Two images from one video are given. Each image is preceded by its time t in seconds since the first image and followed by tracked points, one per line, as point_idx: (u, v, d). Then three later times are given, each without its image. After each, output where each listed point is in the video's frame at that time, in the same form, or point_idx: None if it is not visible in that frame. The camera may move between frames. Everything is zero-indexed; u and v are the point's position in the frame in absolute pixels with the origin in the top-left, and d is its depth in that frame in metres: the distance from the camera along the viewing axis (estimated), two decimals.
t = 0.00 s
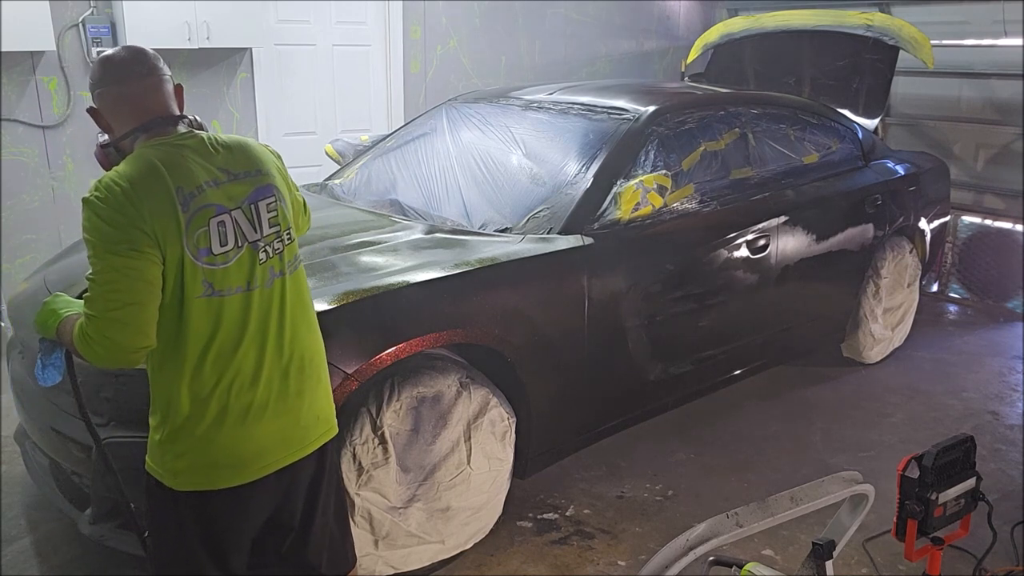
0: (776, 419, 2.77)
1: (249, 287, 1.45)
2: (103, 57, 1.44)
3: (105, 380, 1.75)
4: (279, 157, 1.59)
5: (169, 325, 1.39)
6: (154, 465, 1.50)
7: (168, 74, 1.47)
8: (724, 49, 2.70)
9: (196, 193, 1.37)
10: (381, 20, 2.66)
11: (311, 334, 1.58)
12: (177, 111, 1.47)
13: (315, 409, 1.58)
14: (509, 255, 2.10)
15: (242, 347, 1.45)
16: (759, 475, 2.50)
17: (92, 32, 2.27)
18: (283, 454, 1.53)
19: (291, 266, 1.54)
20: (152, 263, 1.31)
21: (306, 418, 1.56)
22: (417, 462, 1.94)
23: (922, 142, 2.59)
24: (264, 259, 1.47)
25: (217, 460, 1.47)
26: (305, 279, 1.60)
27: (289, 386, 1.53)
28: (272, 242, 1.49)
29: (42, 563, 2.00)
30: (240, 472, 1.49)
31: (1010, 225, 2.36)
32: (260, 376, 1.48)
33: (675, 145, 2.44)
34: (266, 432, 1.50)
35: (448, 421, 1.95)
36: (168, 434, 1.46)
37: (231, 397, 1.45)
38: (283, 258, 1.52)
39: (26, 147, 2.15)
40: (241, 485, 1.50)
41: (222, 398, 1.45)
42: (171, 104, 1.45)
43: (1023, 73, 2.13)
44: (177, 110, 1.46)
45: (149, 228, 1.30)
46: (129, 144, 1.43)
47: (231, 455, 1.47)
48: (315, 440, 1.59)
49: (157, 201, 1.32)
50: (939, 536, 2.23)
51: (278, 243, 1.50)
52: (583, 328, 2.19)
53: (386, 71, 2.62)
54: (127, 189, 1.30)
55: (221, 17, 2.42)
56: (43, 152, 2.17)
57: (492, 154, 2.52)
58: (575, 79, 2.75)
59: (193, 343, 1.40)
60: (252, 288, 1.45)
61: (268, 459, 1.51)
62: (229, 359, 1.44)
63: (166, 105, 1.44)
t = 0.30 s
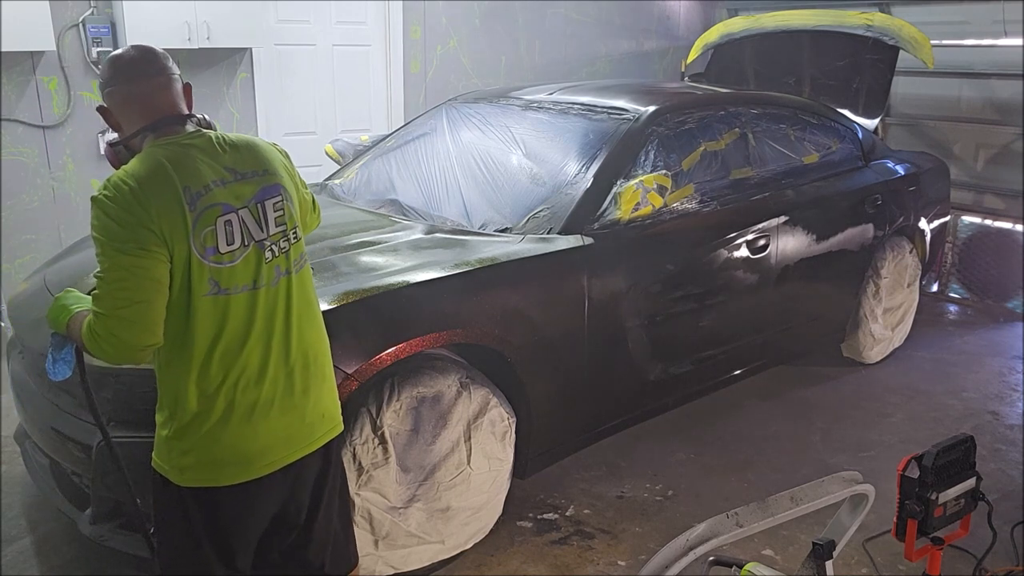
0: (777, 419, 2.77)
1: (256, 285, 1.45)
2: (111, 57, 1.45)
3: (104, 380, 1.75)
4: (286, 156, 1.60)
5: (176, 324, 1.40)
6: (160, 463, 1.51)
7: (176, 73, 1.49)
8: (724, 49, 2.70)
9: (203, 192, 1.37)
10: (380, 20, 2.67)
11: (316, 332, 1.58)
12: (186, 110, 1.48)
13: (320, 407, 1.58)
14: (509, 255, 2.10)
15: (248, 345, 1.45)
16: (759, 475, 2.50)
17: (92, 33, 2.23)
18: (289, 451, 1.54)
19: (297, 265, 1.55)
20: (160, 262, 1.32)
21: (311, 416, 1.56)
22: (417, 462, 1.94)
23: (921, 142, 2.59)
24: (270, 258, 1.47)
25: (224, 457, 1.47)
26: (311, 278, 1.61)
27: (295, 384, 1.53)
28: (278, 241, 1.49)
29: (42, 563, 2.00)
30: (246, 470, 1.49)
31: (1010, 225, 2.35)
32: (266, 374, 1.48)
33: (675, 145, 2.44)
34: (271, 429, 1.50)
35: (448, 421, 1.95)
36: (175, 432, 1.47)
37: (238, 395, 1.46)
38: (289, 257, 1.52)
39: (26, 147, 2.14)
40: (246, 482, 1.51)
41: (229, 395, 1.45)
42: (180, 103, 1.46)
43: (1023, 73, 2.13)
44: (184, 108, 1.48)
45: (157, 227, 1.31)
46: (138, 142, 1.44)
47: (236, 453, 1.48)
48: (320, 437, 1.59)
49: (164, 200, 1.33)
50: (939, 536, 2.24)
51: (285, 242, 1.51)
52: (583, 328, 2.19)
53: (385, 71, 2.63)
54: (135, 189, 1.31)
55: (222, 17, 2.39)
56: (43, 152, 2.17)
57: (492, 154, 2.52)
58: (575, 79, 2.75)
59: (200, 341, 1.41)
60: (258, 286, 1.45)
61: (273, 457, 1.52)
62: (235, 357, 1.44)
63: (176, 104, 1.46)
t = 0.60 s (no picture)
0: (777, 419, 2.76)
1: (263, 283, 1.46)
2: (122, 56, 1.45)
3: (106, 380, 1.75)
4: (294, 155, 1.60)
5: (184, 321, 1.41)
6: (167, 460, 1.52)
7: (186, 73, 1.49)
8: (724, 49, 2.70)
9: (211, 191, 1.38)
10: (381, 21, 2.65)
11: (322, 331, 1.59)
12: (195, 110, 1.49)
13: (326, 404, 1.59)
14: (509, 255, 2.10)
15: (256, 343, 1.46)
16: (759, 475, 2.50)
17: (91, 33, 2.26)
18: (295, 448, 1.55)
19: (304, 263, 1.55)
20: (168, 259, 1.33)
21: (317, 413, 1.57)
22: (417, 462, 1.94)
23: (922, 142, 2.57)
24: (277, 256, 1.48)
25: (231, 454, 1.48)
26: (318, 276, 1.61)
27: (302, 381, 1.54)
28: (286, 239, 1.50)
29: (42, 563, 2.00)
30: (252, 466, 1.50)
31: (1009, 225, 2.35)
32: (273, 371, 1.49)
33: (675, 144, 2.44)
34: (278, 426, 1.52)
35: (448, 421, 1.95)
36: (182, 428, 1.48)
37: (245, 392, 1.47)
38: (296, 255, 1.52)
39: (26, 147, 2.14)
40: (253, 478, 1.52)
41: (236, 392, 1.46)
42: (189, 103, 1.47)
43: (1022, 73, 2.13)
44: (194, 107, 1.48)
45: (165, 225, 1.32)
46: (147, 142, 1.45)
47: (243, 449, 1.49)
48: (326, 434, 1.60)
49: (173, 198, 1.34)
50: (939, 536, 2.23)
51: (292, 240, 1.51)
52: (583, 328, 2.19)
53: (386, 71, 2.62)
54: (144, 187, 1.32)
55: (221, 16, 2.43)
56: (43, 152, 2.17)
57: (492, 154, 2.52)
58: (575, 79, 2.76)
59: (208, 338, 1.42)
60: (265, 284, 1.46)
61: (279, 454, 1.53)
62: (243, 354, 1.45)
63: (185, 103, 1.46)
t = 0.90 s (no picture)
0: (777, 419, 2.76)
1: (272, 281, 1.47)
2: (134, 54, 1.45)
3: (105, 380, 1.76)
4: (304, 153, 1.61)
5: (194, 318, 1.42)
6: (175, 456, 1.53)
7: (198, 71, 1.49)
8: (724, 49, 2.72)
9: (221, 189, 1.39)
10: (381, 20, 2.60)
11: (330, 328, 1.60)
12: (207, 109, 1.49)
13: (333, 401, 1.61)
14: (509, 255, 2.10)
15: (265, 340, 1.48)
16: (759, 475, 2.50)
17: (91, 33, 2.23)
18: (302, 444, 1.56)
19: (312, 261, 1.56)
20: (179, 256, 1.33)
21: (324, 411, 1.59)
22: (417, 462, 1.94)
23: (922, 142, 2.57)
24: (286, 255, 1.49)
25: (240, 450, 1.50)
26: (325, 274, 1.62)
27: (309, 378, 1.55)
28: (294, 238, 1.51)
29: (42, 563, 2.00)
30: (260, 463, 1.52)
31: (1009, 225, 2.35)
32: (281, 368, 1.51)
33: (675, 144, 2.44)
34: (286, 423, 1.53)
35: (449, 421, 1.95)
36: (191, 425, 1.49)
37: (254, 389, 1.48)
38: (304, 253, 1.53)
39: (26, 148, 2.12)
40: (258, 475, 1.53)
41: (245, 389, 1.48)
42: (201, 102, 1.47)
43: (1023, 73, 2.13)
44: (205, 107, 1.49)
45: (176, 222, 1.33)
46: (159, 140, 1.45)
47: (251, 445, 1.50)
48: (332, 432, 1.62)
49: (184, 196, 1.34)
50: (939, 536, 2.23)
51: (300, 239, 1.52)
52: (583, 328, 2.19)
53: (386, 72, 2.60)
54: (155, 184, 1.32)
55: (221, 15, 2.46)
56: (44, 152, 2.17)
57: (492, 154, 2.52)
58: (576, 78, 2.76)
59: (217, 335, 1.43)
60: (274, 282, 1.47)
61: (287, 450, 1.54)
62: (252, 351, 1.47)
63: (197, 103, 1.46)
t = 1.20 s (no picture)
0: (777, 419, 2.76)
1: (282, 279, 1.49)
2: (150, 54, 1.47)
3: (105, 380, 1.75)
4: (315, 152, 1.62)
5: (204, 315, 1.44)
6: (184, 451, 1.54)
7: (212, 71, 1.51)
8: (724, 48, 2.72)
9: (233, 187, 1.40)
10: (381, 21, 2.60)
11: (338, 326, 1.61)
12: (220, 107, 1.51)
13: (341, 398, 1.62)
14: (509, 255, 2.09)
15: (275, 336, 1.49)
16: (759, 475, 2.50)
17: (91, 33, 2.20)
18: (311, 440, 1.58)
19: (321, 259, 1.58)
20: (191, 253, 1.35)
21: (332, 408, 1.60)
22: (417, 462, 1.94)
23: (922, 142, 2.57)
24: (296, 253, 1.50)
25: (249, 445, 1.51)
26: (333, 272, 1.64)
27: (318, 375, 1.57)
28: (304, 236, 1.52)
29: (42, 563, 1.99)
30: (269, 459, 1.53)
31: (1009, 225, 2.35)
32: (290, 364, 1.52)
33: (675, 144, 2.44)
34: (295, 419, 1.55)
35: (449, 421, 1.95)
36: (200, 421, 1.50)
37: (263, 385, 1.50)
38: (314, 251, 1.55)
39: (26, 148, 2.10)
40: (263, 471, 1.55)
41: (255, 385, 1.49)
42: (214, 101, 1.49)
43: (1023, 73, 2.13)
44: (219, 105, 1.51)
45: (188, 219, 1.34)
46: (173, 137, 1.47)
47: (260, 441, 1.52)
48: (341, 429, 1.63)
49: (197, 193, 1.36)
50: (939, 536, 2.23)
51: (310, 237, 1.54)
52: (583, 328, 2.19)
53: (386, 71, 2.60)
54: (168, 181, 1.34)
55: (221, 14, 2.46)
56: (43, 152, 2.17)
57: (492, 154, 2.52)
58: (576, 78, 2.76)
59: (227, 331, 1.44)
60: (284, 280, 1.49)
61: (296, 446, 1.56)
62: (263, 347, 1.49)
63: (210, 101, 1.48)
